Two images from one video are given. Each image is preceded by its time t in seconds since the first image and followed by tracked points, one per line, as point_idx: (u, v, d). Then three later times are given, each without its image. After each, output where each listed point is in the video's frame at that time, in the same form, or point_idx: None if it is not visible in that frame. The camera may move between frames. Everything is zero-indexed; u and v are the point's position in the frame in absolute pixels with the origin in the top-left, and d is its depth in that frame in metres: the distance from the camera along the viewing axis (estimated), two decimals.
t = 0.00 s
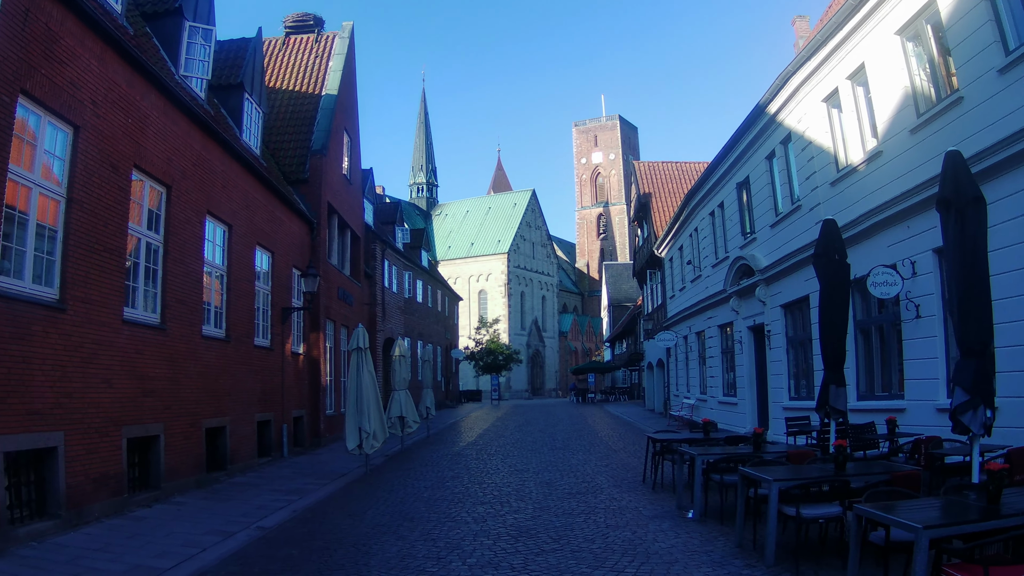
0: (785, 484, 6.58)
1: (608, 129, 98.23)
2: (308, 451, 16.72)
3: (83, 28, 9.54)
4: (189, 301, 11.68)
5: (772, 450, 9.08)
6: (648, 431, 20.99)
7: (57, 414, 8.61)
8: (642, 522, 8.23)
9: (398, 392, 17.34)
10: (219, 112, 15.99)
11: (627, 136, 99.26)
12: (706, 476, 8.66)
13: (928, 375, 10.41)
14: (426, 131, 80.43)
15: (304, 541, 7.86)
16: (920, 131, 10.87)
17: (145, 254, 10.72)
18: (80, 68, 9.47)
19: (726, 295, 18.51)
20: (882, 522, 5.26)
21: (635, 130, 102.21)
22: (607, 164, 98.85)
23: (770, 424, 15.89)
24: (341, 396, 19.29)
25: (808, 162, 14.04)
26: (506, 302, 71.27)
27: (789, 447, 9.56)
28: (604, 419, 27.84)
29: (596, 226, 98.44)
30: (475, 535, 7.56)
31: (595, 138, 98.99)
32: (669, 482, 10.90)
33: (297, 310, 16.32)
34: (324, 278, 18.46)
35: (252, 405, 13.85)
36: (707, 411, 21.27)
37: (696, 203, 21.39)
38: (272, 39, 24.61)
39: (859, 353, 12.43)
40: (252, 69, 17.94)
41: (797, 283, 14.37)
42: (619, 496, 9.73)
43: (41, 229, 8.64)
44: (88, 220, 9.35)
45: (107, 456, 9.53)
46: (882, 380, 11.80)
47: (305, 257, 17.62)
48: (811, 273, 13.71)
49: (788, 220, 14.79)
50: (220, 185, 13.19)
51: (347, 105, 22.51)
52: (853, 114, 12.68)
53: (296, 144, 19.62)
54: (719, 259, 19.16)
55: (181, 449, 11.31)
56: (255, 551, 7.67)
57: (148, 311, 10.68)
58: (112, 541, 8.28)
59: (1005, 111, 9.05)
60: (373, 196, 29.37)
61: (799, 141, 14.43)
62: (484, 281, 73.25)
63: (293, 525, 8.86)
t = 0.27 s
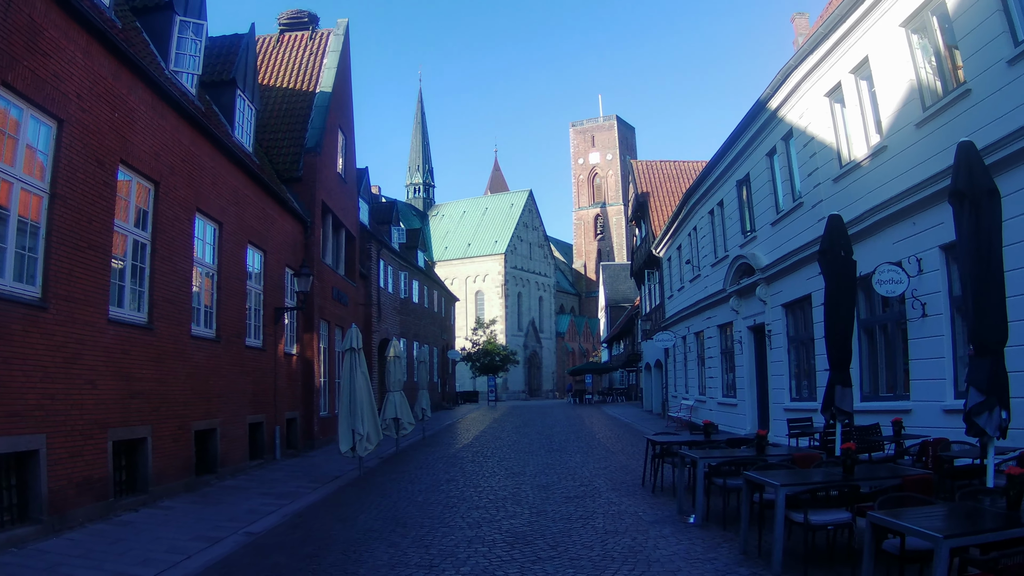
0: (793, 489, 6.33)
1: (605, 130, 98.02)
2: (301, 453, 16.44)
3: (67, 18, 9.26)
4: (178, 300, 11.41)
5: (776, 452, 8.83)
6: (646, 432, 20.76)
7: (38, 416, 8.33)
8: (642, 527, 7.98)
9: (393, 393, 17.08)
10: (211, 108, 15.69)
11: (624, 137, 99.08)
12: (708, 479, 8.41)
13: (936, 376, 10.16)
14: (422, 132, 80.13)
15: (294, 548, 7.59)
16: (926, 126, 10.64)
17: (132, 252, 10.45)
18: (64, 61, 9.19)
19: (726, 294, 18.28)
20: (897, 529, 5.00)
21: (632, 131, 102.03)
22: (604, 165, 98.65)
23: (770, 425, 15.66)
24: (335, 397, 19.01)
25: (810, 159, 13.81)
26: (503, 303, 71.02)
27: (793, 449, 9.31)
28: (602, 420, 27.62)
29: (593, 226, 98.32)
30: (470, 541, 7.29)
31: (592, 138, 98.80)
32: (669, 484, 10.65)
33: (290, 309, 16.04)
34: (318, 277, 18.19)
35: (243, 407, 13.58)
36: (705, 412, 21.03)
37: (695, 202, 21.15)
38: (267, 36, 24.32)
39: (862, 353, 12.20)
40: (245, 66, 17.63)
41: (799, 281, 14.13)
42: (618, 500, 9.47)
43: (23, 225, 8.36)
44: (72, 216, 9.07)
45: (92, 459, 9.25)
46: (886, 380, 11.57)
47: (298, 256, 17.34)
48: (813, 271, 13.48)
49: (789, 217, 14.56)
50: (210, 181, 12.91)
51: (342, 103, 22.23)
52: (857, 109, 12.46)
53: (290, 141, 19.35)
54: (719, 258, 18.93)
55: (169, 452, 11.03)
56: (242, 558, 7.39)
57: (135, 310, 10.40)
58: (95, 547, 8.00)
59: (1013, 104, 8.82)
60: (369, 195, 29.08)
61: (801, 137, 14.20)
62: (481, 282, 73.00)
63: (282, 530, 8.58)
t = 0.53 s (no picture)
0: (804, 493, 6.07)
1: (605, 127, 97.67)
2: (298, 452, 16.19)
3: (54, 5, 8.97)
4: (170, 296, 11.14)
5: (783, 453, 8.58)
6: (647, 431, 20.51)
7: (23, 414, 8.07)
8: (646, 530, 7.73)
9: (390, 391, 16.82)
10: (205, 101, 15.38)
11: (624, 134, 98.75)
12: (714, 481, 8.17)
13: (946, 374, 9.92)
14: (421, 129, 79.78)
15: (286, 551, 7.35)
16: (935, 118, 10.37)
17: (122, 246, 10.18)
18: (51, 49, 8.90)
19: (728, 291, 18.03)
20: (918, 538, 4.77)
21: (632, 128, 101.70)
22: (604, 162, 98.33)
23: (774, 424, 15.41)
24: (333, 395, 18.77)
25: (815, 153, 13.54)
26: (502, 300, 70.77)
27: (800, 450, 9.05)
28: (602, 418, 27.40)
29: (593, 223, 98.06)
30: (468, 546, 7.04)
31: (592, 135, 98.46)
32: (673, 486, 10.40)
33: (286, 306, 15.78)
34: (315, 273, 17.92)
35: (238, 405, 13.33)
36: (707, 410, 20.80)
37: (697, 198, 20.90)
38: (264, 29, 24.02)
39: (869, 351, 11.95)
40: (241, 59, 17.32)
41: (804, 278, 13.86)
42: (620, 502, 9.22)
43: (8, 217, 8.10)
44: (58, 209, 8.80)
45: (80, 459, 9.00)
46: (895, 379, 11.33)
47: (295, 252, 17.07)
48: (818, 267, 13.21)
49: (793, 213, 14.32)
50: (203, 175, 12.62)
51: (340, 97, 21.94)
52: (864, 101, 12.20)
53: (286, 136, 19.07)
54: (721, 254, 18.66)
55: (160, 451, 10.78)
56: (232, 563, 7.14)
57: (124, 306, 10.14)
58: (81, 550, 7.75)
59: None
60: (367, 191, 28.79)
61: (806, 131, 13.93)
62: (480, 279, 72.75)
63: (275, 533, 8.33)
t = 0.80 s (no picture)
0: (822, 497, 5.83)
1: (604, 127, 97.43)
2: (294, 454, 15.92)
3: None
4: (163, 294, 10.87)
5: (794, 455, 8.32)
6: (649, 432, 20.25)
7: (8, 417, 7.79)
8: (653, 535, 7.47)
9: (388, 392, 16.56)
10: (199, 96, 15.06)
11: (623, 134, 98.55)
12: (723, 484, 7.90)
13: (958, 374, 9.67)
14: (420, 129, 79.51)
15: (280, 558, 7.09)
16: (946, 111, 10.12)
17: (112, 243, 9.90)
18: (39, 39, 8.63)
19: (731, 290, 17.79)
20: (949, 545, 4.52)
21: (630, 128, 101.53)
22: (603, 163, 98.11)
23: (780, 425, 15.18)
24: (330, 397, 18.50)
25: (821, 149, 13.28)
26: (501, 301, 70.51)
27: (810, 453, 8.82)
28: (602, 420, 27.16)
29: (592, 224, 97.86)
30: (468, 553, 6.78)
31: (591, 136, 98.24)
32: (679, 488, 10.15)
33: (283, 306, 15.50)
34: (311, 273, 17.66)
35: (234, 406, 13.07)
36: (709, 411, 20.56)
37: (699, 196, 20.65)
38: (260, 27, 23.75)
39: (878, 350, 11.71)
40: (237, 55, 16.97)
41: (810, 276, 13.61)
42: (624, 506, 8.96)
43: None
44: (45, 204, 8.53)
45: (68, 462, 8.72)
46: (905, 379, 11.09)
47: (291, 251, 16.80)
48: (825, 265, 12.97)
49: (799, 210, 14.08)
50: (197, 172, 12.34)
51: (338, 95, 21.65)
52: (871, 95, 11.96)
53: (283, 133, 18.79)
54: (724, 253, 18.42)
55: (153, 454, 10.52)
56: (223, 571, 6.87)
57: (114, 305, 9.87)
58: (67, 557, 7.47)
59: None
60: (365, 191, 28.51)
61: (812, 126, 13.69)
62: (479, 280, 72.51)
63: (268, 539, 8.06)
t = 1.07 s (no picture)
0: (833, 504, 5.59)
1: (602, 127, 97.19)
2: (288, 455, 15.67)
3: None
4: (152, 291, 10.58)
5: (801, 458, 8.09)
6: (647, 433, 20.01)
7: None
8: (655, 542, 7.22)
9: (383, 392, 16.32)
10: (192, 89, 14.68)
11: (621, 134, 98.33)
12: (727, 489, 7.68)
13: (968, 375, 9.44)
14: (417, 128, 79.21)
15: (270, 563, 6.82)
16: (955, 107, 9.89)
17: (100, 238, 9.61)
18: (24, 27, 8.34)
19: (732, 290, 17.57)
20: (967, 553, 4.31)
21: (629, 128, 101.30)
22: (601, 162, 97.90)
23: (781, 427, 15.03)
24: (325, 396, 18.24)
25: (826, 146, 13.07)
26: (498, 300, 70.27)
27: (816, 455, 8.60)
28: (600, 420, 26.94)
29: (589, 224, 97.69)
30: (464, 560, 6.52)
31: (589, 135, 98.03)
32: (679, 492, 9.93)
33: (277, 304, 15.22)
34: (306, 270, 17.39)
35: (225, 405, 12.80)
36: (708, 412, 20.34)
37: (699, 194, 20.42)
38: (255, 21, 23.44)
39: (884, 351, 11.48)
40: (230, 49, 16.50)
41: (813, 276, 13.41)
42: (625, 511, 8.72)
43: None
44: (28, 197, 8.25)
45: (52, 463, 8.45)
46: (912, 381, 10.87)
47: (286, 248, 16.52)
48: (830, 265, 12.77)
49: (802, 208, 13.88)
50: (189, 166, 12.06)
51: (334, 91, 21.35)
52: (877, 92, 11.75)
53: (278, 129, 18.50)
54: (725, 252, 18.19)
55: (141, 454, 10.24)
56: None
57: (102, 301, 9.59)
58: (48, 561, 7.21)
59: None
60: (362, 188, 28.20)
61: (815, 124, 13.48)
62: (476, 279, 72.25)
63: (258, 543, 7.80)
